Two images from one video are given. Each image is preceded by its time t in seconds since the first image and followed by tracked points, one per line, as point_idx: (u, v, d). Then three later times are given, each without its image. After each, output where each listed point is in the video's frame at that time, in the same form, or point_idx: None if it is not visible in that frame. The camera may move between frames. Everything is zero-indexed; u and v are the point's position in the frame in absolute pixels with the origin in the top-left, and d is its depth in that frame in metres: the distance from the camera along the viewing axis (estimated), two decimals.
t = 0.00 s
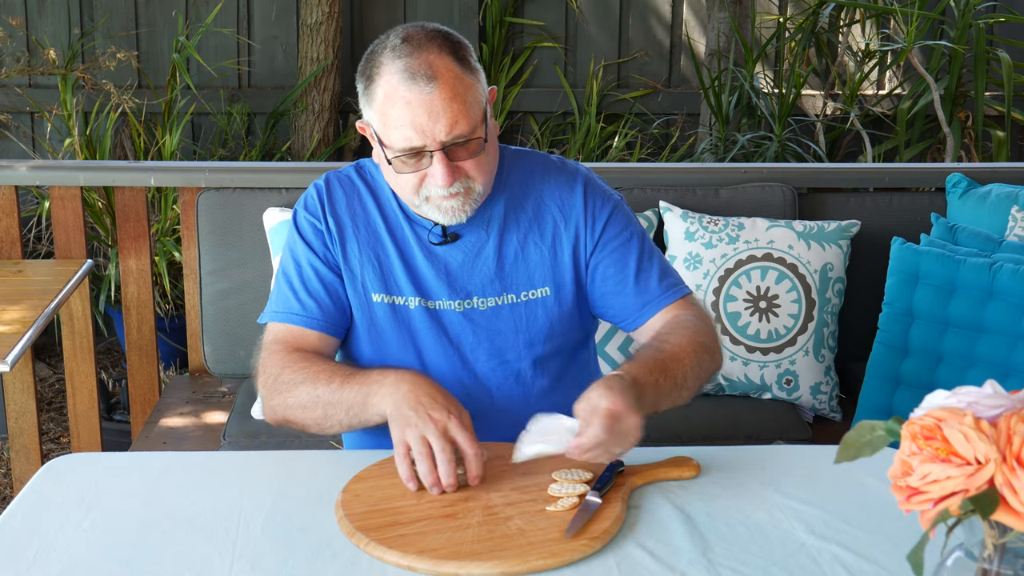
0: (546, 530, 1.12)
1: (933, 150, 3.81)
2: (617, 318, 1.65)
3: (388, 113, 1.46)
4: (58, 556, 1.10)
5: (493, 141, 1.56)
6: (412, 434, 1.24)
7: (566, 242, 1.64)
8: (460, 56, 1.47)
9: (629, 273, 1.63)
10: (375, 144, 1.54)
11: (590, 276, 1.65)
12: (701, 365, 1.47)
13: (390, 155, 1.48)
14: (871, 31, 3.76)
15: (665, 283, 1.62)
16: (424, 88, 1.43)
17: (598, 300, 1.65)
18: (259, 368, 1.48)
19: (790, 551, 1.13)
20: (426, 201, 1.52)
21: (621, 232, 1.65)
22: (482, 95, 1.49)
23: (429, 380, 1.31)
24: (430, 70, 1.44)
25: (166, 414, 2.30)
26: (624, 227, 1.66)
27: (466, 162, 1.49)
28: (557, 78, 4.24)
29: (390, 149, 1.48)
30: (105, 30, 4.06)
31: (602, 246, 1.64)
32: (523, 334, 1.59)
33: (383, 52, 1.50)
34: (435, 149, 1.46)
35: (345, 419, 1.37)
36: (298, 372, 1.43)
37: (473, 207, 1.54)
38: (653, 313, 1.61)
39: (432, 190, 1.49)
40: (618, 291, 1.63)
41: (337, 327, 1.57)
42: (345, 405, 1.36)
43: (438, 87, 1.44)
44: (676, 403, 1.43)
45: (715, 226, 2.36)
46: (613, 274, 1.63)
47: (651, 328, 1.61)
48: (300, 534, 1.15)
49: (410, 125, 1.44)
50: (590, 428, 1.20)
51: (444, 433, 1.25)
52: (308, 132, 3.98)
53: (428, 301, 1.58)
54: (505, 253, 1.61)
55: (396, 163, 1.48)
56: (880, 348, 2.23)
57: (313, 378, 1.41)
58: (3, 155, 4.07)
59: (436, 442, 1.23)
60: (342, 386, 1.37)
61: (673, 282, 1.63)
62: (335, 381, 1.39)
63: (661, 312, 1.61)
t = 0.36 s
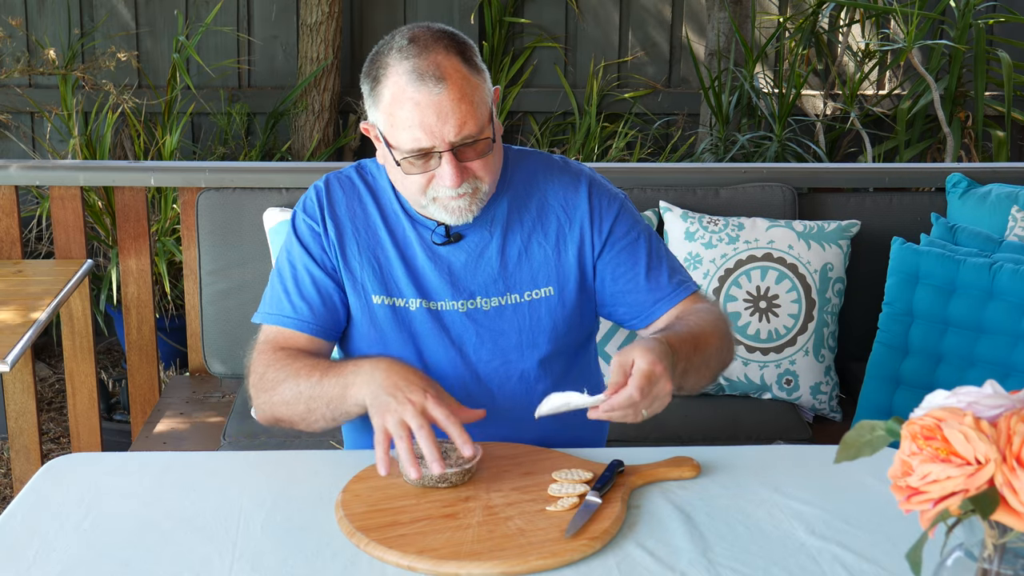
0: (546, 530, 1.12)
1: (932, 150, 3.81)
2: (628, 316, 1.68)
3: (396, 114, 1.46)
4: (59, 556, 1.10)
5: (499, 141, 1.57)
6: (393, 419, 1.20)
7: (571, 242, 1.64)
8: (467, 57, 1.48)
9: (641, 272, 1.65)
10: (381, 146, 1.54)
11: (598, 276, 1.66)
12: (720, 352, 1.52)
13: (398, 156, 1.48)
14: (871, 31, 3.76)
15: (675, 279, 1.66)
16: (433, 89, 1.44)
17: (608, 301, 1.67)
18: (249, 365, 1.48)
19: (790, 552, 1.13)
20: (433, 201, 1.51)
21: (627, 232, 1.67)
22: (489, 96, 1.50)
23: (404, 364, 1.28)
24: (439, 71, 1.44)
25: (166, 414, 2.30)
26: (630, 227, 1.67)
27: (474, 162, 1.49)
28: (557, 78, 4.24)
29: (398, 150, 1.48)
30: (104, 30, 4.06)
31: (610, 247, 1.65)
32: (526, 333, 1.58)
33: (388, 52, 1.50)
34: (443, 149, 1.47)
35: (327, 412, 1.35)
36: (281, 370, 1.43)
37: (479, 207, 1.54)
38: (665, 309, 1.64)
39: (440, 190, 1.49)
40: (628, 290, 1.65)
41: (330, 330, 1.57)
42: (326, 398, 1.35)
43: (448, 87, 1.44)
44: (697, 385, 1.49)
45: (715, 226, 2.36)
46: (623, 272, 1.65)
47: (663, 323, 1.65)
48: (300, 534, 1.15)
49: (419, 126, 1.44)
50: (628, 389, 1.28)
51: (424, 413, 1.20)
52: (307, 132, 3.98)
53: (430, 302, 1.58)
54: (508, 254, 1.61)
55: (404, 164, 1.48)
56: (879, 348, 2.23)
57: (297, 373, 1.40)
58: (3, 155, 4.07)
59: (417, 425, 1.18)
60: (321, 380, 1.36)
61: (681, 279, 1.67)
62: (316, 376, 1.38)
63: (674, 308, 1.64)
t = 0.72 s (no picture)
0: (546, 530, 1.12)
1: (932, 150, 3.81)
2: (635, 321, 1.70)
3: (427, 107, 1.48)
4: (59, 556, 1.10)
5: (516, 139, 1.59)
6: (314, 427, 1.27)
7: (579, 244, 1.64)
8: (493, 53, 1.51)
9: (648, 284, 1.67)
10: (404, 143, 1.54)
11: (606, 280, 1.66)
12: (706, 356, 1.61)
13: (427, 151, 1.49)
14: (871, 31, 3.75)
15: (676, 288, 1.70)
16: (467, 82, 1.45)
17: (613, 305, 1.68)
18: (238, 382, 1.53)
19: (790, 552, 1.13)
20: (457, 197, 1.51)
21: (634, 239, 1.68)
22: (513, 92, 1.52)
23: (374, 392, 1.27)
24: (470, 64, 1.46)
25: (166, 414, 2.30)
26: (634, 232, 1.68)
27: (502, 156, 1.50)
28: (557, 78, 4.24)
29: (427, 144, 1.49)
30: (104, 30, 4.06)
31: (619, 253, 1.66)
32: (534, 332, 1.58)
33: (414, 48, 1.51)
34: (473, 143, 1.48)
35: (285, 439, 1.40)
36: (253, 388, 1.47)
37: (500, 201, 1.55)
38: (670, 318, 1.69)
39: (468, 184, 1.50)
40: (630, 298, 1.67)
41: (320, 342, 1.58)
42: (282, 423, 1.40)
43: (479, 82, 1.46)
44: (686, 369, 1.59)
45: (715, 226, 2.36)
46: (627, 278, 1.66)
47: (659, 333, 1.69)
48: (300, 534, 1.15)
49: (453, 118, 1.46)
50: (635, 388, 1.32)
51: (341, 400, 1.26)
52: (307, 132, 3.99)
53: (437, 301, 1.56)
54: (515, 255, 1.59)
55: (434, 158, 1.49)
56: (879, 348, 2.22)
57: (267, 394, 1.45)
58: (3, 155, 4.07)
59: (330, 414, 1.25)
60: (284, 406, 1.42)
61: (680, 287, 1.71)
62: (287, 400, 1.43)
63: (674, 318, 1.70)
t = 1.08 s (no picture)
0: (546, 530, 1.12)
1: (932, 150, 3.81)
2: (642, 308, 1.72)
3: (501, 124, 1.40)
4: (59, 556, 1.10)
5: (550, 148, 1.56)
6: (297, 453, 1.24)
7: (594, 237, 1.63)
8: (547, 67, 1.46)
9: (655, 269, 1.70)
10: (462, 161, 1.45)
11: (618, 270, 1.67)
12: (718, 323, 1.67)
13: (500, 168, 1.42)
14: (871, 31, 3.75)
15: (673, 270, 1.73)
16: (544, 97, 1.40)
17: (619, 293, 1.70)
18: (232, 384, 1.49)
19: (790, 551, 1.13)
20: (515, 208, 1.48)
21: (640, 229, 1.69)
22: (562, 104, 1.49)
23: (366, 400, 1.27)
24: (541, 80, 1.41)
25: (166, 414, 2.30)
26: (640, 227, 1.69)
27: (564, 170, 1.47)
28: (557, 79, 4.25)
29: (501, 161, 1.41)
30: (104, 30, 4.06)
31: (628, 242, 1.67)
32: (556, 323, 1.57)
33: (475, 62, 1.42)
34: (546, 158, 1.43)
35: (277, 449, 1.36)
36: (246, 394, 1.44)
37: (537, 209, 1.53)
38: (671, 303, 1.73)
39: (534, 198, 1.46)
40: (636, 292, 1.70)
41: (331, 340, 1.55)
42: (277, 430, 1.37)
43: (554, 98, 1.42)
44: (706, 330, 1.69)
45: (715, 226, 2.36)
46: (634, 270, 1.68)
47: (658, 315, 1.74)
48: (301, 534, 1.15)
49: (533, 135, 1.40)
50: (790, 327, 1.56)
51: (322, 423, 1.25)
52: (307, 132, 4.00)
53: (458, 295, 1.52)
54: (534, 249, 1.57)
55: (507, 175, 1.42)
56: (879, 348, 2.22)
57: (263, 403, 1.42)
58: (3, 155, 4.07)
59: (312, 440, 1.23)
60: (279, 418, 1.39)
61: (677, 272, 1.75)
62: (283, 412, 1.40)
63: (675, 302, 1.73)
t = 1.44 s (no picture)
0: (546, 530, 1.12)
1: (932, 150, 3.81)
2: (636, 301, 1.80)
3: (563, 128, 1.46)
4: (59, 556, 1.10)
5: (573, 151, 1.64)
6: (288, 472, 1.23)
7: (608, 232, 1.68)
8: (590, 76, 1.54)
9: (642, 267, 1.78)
10: (515, 161, 1.49)
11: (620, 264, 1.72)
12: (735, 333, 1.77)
13: (558, 169, 1.49)
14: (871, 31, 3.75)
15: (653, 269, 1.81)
16: (600, 104, 1.48)
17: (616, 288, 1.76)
18: (240, 374, 1.46)
19: (790, 551, 1.13)
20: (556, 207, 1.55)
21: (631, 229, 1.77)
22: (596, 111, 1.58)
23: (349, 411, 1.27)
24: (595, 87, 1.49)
25: (166, 414, 2.30)
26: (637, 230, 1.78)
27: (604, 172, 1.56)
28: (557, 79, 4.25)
29: (559, 162, 1.48)
30: (105, 30, 4.06)
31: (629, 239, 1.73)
32: (578, 313, 1.60)
33: (534, 69, 1.48)
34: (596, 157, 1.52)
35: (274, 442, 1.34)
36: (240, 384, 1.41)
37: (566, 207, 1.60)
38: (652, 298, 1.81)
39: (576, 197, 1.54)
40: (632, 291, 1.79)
41: (349, 330, 1.52)
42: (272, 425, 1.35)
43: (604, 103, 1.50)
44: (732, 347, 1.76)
45: (715, 226, 2.36)
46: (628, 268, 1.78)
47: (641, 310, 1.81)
48: (301, 534, 1.15)
49: (590, 138, 1.48)
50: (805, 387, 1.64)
51: (311, 441, 1.25)
52: (307, 132, 4.00)
53: (487, 283, 1.55)
54: (555, 241, 1.61)
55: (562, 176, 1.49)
56: (879, 348, 2.22)
57: (266, 396, 1.40)
58: (3, 155, 4.07)
59: (301, 459, 1.23)
60: (281, 413, 1.36)
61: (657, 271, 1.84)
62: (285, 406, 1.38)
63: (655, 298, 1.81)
